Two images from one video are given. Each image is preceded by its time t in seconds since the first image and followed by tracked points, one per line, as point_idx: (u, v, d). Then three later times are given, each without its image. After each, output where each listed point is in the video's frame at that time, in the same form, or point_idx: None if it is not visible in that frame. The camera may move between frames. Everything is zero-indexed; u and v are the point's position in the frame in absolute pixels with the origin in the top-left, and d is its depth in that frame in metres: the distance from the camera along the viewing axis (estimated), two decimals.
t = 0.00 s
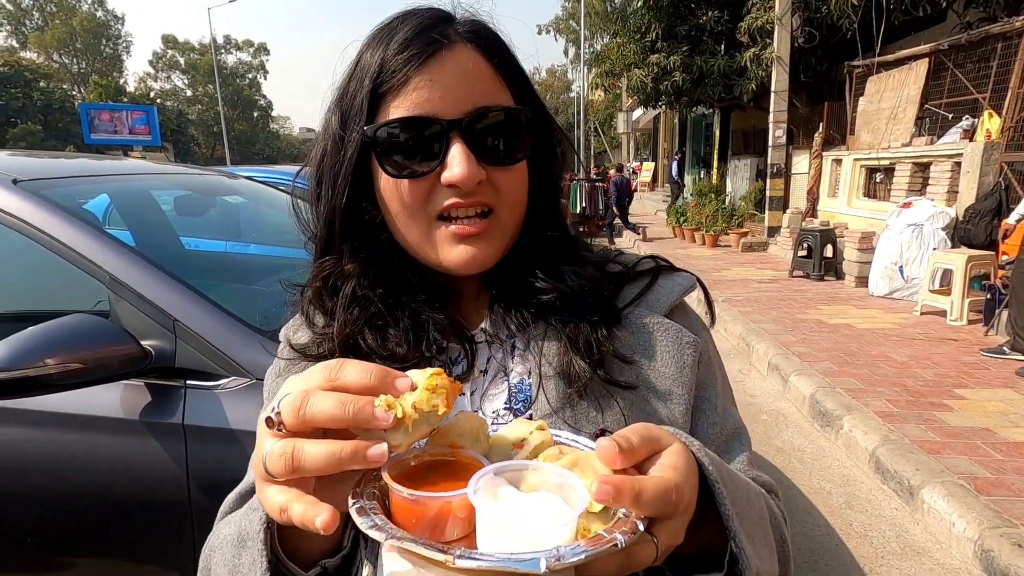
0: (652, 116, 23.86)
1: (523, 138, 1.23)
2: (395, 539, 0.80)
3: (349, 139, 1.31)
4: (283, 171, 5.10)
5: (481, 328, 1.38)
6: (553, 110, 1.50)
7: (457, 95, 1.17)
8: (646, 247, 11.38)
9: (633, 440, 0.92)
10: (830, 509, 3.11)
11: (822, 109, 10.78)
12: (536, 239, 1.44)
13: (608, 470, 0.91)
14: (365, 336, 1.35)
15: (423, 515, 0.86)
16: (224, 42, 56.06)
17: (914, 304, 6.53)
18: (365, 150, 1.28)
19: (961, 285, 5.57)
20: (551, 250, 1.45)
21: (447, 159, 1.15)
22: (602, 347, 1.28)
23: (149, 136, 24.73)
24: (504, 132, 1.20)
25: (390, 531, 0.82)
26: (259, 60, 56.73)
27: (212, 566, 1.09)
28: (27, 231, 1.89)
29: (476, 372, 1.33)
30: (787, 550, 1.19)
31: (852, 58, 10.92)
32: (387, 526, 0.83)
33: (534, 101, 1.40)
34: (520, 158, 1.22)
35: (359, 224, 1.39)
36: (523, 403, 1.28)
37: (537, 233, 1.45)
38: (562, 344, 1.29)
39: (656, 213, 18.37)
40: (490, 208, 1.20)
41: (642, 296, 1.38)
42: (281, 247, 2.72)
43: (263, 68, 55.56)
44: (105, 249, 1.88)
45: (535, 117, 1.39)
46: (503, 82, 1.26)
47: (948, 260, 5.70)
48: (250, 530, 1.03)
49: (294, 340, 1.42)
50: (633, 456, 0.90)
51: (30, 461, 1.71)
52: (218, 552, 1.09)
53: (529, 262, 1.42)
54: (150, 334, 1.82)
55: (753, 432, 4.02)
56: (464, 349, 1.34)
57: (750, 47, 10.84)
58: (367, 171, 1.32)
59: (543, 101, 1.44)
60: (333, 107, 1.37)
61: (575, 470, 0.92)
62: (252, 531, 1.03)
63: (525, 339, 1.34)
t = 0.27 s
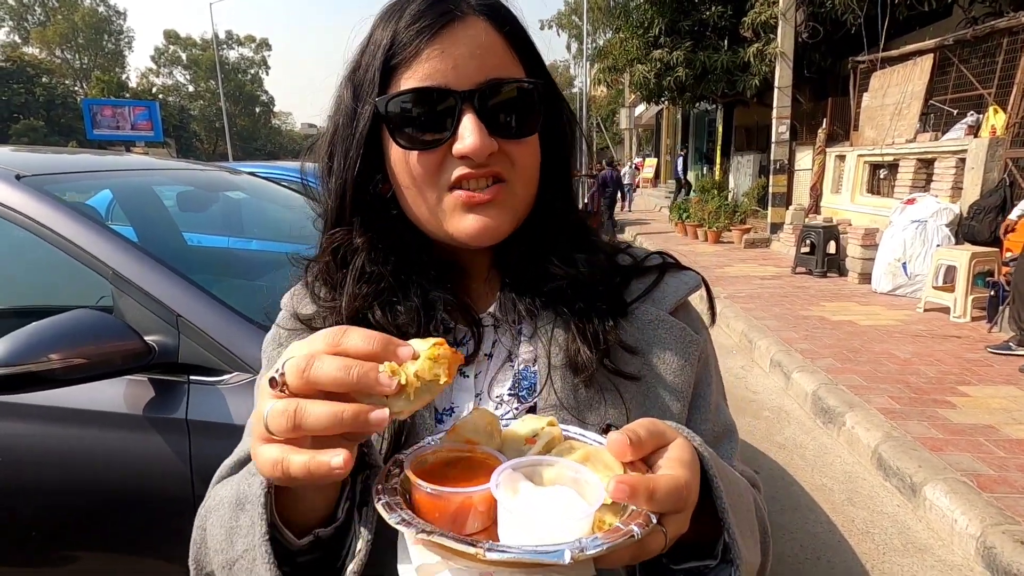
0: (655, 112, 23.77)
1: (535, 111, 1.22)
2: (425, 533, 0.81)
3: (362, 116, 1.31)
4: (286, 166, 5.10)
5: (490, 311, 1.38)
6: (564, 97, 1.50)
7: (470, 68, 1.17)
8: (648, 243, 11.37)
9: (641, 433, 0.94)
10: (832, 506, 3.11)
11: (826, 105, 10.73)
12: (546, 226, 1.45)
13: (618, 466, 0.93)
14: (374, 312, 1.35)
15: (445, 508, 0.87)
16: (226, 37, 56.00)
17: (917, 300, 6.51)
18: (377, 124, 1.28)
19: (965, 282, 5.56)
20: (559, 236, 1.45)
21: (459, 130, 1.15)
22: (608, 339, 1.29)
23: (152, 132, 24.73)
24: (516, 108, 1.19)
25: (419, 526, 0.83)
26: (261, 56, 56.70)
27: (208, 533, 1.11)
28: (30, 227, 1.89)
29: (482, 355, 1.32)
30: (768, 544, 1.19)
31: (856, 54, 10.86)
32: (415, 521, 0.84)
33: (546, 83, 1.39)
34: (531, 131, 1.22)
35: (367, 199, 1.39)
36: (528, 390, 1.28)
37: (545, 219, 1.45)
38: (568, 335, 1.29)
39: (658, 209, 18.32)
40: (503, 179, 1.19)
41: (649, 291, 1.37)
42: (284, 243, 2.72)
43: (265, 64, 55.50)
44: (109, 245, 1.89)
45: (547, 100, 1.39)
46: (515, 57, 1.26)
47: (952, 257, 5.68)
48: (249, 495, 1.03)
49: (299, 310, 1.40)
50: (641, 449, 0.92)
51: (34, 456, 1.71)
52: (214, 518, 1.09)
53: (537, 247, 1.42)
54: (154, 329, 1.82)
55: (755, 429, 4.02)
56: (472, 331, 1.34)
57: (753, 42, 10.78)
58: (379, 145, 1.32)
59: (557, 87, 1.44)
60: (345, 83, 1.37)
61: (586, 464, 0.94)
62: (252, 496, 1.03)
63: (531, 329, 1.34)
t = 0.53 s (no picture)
0: (659, 108, 23.70)
1: (552, 117, 1.23)
2: (442, 530, 0.82)
3: (380, 108, 1.29)
4: (289, 162, 5.11)
5: (499, 306, 1.38)
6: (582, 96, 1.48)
7: (492, 67, 1.17)
8: (651, 240, 11.34)
9: (643, 439, 0.96)
10: (835, 503, 3.10)
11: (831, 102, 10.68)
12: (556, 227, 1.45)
13: (620, 469, 0.95)
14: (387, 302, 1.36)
15: (458, 503, 0.88)
16: (229, 34, 56.00)
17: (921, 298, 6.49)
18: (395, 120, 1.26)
19: (970, 280, 5.54)
20: (569, 236, 1.45)
21: (479, 133, 1.15)
22: (613, 340, 1.29)
23: (155, 128, 24.75)
24: (532, 106, 1.20)
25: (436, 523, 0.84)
26: (264, 52, 56.64)
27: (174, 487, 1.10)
28: (36, 223, 1.89)
29: (489, 349, 1.33)
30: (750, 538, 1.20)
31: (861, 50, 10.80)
32: (433, 516, 0.85)
33: (564, 82, 1.38)
34: (548, 135, 1.22)
35: (382, 189, 1.37)
36: (531, 386, 1.29)
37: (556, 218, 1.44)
38: (574, 333, 1.29)
39: (661, 206, 18.29)
40: (518, 184, 1.19)
41: (653, 293, 1.38)
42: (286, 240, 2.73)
43: (268, 60, 55.50)
44: (114, 241, 1.89)
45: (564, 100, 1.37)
46: (536, 58, 1.26)
47: (957, 254, 5.66)
48: (217, 443, 1.04)
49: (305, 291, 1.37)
50: (642, 454, 0.95)
51: (40, 451, 1.72)
52: (184, 469, 1.10)
53: (546, 246, 1.42)
54: (159, 325, 1.83)
55: (758, 426, 4.01)
56: (480, 325, 1.35)
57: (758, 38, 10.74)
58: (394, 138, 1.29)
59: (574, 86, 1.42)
60: (364, 71, 1.35)
61: (591, 467, 0.96)
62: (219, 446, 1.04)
63: (537, 326, 1.34)
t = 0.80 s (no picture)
0: (660, 108, 23.69)
1: (545, 126, 1.22)
2: (447, 541, 0.83)
3: (373, 115, 1.29)
4: (290, 162, 5.11)
5: (497, 308, 1.39)
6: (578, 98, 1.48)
7: (481, 75, 1.16)
8: (652, 239, 11.34)
9: (638, 443, 0.97)
10: (836, 503, 3.10)
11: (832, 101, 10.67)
12: (554, 229, 1.44)
13: (617, 474, 0.96)
14: (385, 300, 1.36)
15: (461, 515, 0.89)
16: (230, 34, 56.07)
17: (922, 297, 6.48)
18: (386, 128, 1.27)
19: (971, 279, 5.53)
20: (567, 238, 1.45)
21: (467, 144, 1.15)
22: (610, 343, 1.30)
23: (157, 129, 24.75)
24: (529, 109, 1.19)
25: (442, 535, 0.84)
26: (265, 52, 56.67)
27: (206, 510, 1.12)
28: (38, 224, 1.90)
29: (487, 349, 1.33)
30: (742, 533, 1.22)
31: (862, 49, 10.79)
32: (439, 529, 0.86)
33: (560, 84, 1.37)
34: (540, 144, 1.21)
35: (378, 195, 1.37)
36: (531, 386, 1.29)
37: (553, 220, 1.45)
38: (571, 335, 1.31)
39: (662, 206, 18.28)
40: (507, 195, 1.19)
41: (647, 295, 1.39)
42: (286, 240, 2.73)
43: (269, 60, 55.53)
44: (116, 241, 1.90)
45: (560, 104, 1.37)
46: (529, 62, 1.24)
47: (958, 254, 5.66)
48: (243, 469, 1.04)
49: (305, 294, 1.39)
50: (638, 459, 0.96)
51: (43, 451, 1.73)
52: (214, 493, 1.11)
53: (544, 250, 1.42)
54: (161, 325, 1.84)
55: (759, 426, 4.02)
56: (477, 325, 1.35)
57: (759, 37, 10.73)
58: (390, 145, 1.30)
59: (570, 88, 1.41)
60: (359, 78, 1.35)
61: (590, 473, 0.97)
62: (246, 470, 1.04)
63: (534, 328, 1.35)
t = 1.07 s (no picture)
0: (662, 107, 23.66)
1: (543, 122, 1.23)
2: (432, 517, 0.84)
3: (370, 113, 1.30)
4: (292, 161, 5.11)
5: (493, 305, 1.40)
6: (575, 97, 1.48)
7: (477, 72, 1.17)
8: (654, 239, 11.33)
9: (628, 431, 0.97)
10: (838, 503, 3.10)
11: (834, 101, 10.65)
12: (552, 227, 1.45)
13: (607, 459, 0.96)
14: (382, 299, 1.34)
15: (448, 493, 0.90)
16: (233, 33, 56.14)
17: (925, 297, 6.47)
18: (384, 127, 1.28)
19: (974, 279, 5.52)
20: (563, 235, 1.46)
21: (464, 139, 1.15)
22: (607, 339, 1.30)
23: (159, 128, 24.79)
24: (526, 106, 1.20)
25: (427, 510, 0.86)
26: (268, 51, 56.69)
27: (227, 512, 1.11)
28: (42, 223, 1.90)
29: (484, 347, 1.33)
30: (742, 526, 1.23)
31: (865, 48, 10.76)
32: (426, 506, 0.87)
33: (556, 82, 1.38)
34: (537, 141, 1.22)
35: (374, 194, 1.38)
36: (530, 381, 1.30)
37: (551, 218, 1.45)
38: (568, 330, 1.31)
39: (664, 206, 18.27)
40: (505, 191, 1.19)
41: (642, 289, 1.40)
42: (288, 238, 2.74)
43: (271, 59, 55.57)
44: (120, 240, 1.91)
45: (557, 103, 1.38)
46: (526, 59, 1.25)
47: (961, 254, 5.65)
48: (271, 469, 1.03)
49: (301, 295, 1.39)
50: (629, 445, 0.96)
51: (47, 449, 1.74)
52: (234, 495, 1.09)
53: (540, 247, 1.43)
54: (164, 324, 1.84)
55: (760, 426, 4.02)
56: (476, 323, 1.37)
57: (761, 37, 10.70)
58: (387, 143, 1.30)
59: (567, 86, 1.42)
60: (356, 78, 1.36)
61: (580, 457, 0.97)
62: (272, 469, 1.04)
63: (530, 324, 1.35)
